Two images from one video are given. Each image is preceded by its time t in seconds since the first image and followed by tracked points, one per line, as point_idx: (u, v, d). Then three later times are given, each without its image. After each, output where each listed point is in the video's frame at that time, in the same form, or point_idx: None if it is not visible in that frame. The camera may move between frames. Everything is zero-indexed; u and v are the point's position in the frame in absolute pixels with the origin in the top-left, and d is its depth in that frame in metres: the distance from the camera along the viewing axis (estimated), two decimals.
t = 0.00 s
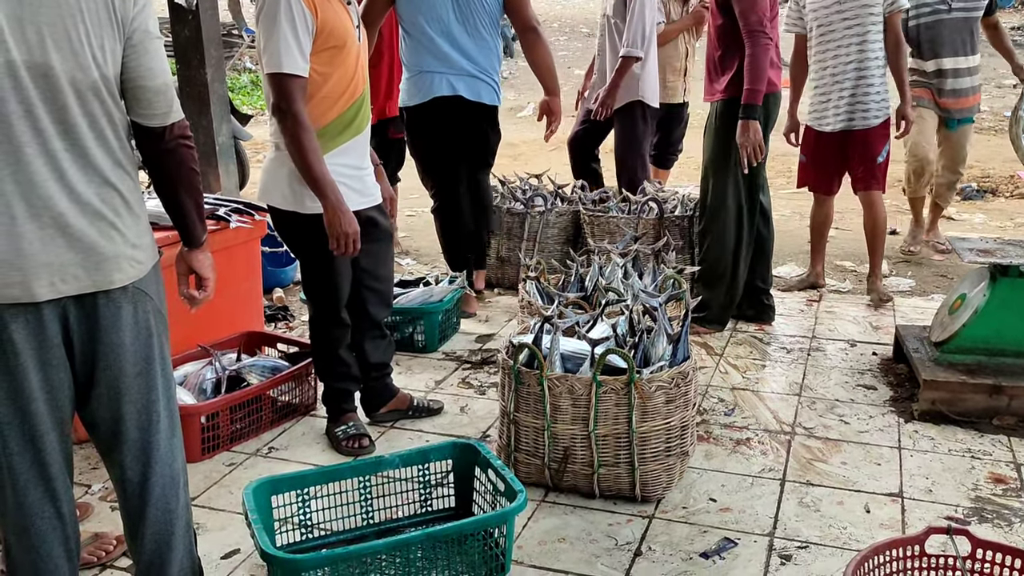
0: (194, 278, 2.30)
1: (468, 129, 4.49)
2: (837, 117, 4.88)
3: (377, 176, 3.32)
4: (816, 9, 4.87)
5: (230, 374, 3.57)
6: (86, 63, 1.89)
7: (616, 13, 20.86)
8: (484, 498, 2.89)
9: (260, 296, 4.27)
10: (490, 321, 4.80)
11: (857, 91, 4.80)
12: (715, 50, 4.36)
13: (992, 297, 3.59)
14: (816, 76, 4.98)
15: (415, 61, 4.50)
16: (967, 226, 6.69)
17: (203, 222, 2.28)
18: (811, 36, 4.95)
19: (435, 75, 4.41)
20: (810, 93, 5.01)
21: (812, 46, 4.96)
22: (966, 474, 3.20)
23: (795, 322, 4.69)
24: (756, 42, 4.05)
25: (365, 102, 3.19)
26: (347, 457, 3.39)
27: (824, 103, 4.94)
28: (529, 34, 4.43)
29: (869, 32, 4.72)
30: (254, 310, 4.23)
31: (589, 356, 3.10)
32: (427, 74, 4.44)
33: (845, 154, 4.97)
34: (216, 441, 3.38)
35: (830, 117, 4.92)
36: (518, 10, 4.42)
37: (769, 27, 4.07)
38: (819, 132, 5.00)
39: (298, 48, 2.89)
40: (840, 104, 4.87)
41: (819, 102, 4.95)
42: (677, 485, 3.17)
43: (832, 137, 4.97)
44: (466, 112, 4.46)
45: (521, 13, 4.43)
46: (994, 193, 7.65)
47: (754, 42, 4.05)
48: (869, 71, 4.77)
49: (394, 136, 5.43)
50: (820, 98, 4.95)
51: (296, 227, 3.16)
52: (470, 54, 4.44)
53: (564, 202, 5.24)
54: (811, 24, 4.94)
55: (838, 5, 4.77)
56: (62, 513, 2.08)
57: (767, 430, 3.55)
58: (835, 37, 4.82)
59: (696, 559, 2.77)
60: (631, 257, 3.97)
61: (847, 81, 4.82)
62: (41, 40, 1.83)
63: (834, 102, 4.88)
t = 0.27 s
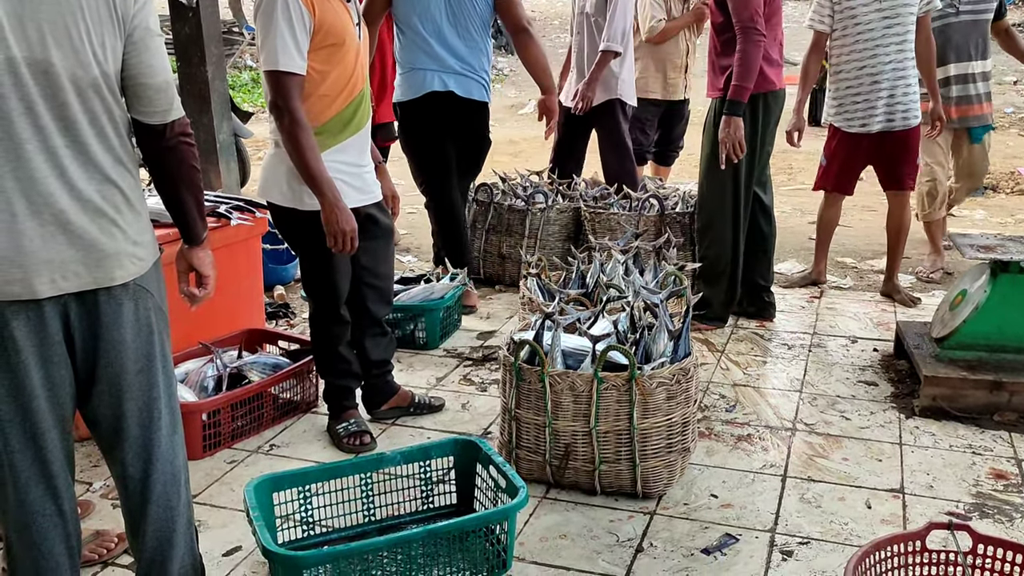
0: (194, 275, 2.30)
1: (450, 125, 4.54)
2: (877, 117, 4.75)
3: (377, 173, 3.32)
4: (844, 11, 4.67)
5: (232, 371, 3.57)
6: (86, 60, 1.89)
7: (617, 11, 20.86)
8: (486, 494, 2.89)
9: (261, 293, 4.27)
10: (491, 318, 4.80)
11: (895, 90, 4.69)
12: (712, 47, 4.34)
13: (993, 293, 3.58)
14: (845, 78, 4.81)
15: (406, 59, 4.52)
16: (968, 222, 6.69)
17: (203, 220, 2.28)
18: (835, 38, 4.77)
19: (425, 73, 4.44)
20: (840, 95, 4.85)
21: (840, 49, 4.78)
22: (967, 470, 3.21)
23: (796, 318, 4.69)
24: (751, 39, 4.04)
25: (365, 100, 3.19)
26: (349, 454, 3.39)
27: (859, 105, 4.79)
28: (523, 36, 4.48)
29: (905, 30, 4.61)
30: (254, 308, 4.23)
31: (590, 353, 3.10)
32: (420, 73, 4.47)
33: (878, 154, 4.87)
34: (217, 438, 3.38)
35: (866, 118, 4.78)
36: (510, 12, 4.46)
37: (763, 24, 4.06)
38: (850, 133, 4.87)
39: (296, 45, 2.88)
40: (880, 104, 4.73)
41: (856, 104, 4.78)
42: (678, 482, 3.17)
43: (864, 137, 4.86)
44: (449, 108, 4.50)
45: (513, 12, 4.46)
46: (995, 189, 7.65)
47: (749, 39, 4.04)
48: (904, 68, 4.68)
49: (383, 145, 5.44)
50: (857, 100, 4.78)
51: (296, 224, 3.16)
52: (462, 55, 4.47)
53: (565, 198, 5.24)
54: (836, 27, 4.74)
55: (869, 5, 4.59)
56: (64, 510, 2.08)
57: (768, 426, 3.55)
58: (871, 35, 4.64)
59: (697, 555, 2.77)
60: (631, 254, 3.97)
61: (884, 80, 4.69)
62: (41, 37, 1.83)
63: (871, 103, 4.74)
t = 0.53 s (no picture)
0: (193, 276, 2.30)
1: (442, 120, 4.77)
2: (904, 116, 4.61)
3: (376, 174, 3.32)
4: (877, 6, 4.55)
5: (231, 372, 3.57)
6: (86, 61, 1.89)
7: (616, 11, 20.87)
8: (486, 495, 2.89)
9: (260, 294, 4.27)
10: (490, 319, 4.80)
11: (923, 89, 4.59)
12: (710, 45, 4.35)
13: (991, 293, 3.59)
14: (874, 77, 4.67)
15: (405, 52, 4.73)
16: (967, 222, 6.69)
17: (203, 221, 2.28)
18: (867, 34, 4.64)
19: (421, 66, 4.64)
20: (868, 94, 4.71)
21: (870, 46, 4.65)
22: (966, 470, 3.21)
23: (795, 318, 4.69)
24: (742, 40, 4.05)
25: (364, 100, 3.18)
26: (349, 455, 3.39)
27: (887, 104, 4.64)
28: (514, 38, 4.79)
29: (935, 28, 4.53)
30: (254, 309, 4.23)
31: (590, 353, 3.10)
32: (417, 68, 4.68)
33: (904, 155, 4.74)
34: (217, 439, 3.38)
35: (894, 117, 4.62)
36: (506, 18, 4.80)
37: (756, 24, 4.07)
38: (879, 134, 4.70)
39: (295, 46, 2.89)
40: (908, 103, 4.61)
41: (884, 103, 4.62)
42: (678, 482, 3.18)
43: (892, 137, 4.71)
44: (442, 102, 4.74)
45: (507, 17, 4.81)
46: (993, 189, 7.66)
47: (741, 39, 4.05)
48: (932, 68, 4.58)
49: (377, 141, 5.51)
50: (885, 98, 4.63)
51: (295, 225, 3.16)
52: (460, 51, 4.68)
53: (565, 199, 5.24)
54: (868, 23, 4.62)
55: None
56: (64, 511, 2.08)
57: (768, 426, 3.55)
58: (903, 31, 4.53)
59: (698, 555, 2.78)
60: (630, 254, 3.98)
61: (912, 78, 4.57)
62: (41, 38, 1.83)
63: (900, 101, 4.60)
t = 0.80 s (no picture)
0: (192, 276, 2.29)
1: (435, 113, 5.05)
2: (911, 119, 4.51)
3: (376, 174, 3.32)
4: (887, 6, 4.46)
5: (230, 371, 3.57)
6: (85, 61, 1.89)
7: (614, 12, 20.87)
8: (485, 495, 2.89)
9: (259, 294, 4.27)
10: (489, 318, 4.80)
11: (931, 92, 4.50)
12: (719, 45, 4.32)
13: (990, 293, 3.60)
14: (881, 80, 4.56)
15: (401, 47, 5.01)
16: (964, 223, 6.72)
17: (201, 221, 2.28)
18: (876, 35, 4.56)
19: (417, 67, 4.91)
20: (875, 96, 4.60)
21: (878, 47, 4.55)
22: (964, 470, 3.21)
23: (793, 318, 4.70)
24: (761, 41, 4.03)
25: (365, 100, 3.18)
26: (347, 454, 3.39)
27: (895, 106, 4.52)
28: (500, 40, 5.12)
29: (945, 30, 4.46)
30: (252, 308, 4.23)
31: (589, 352, 3.10)
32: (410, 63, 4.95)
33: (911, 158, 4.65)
34: (216, 439, 3.38)
35: (901, 119, 4.52)
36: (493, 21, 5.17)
37: (772, 23, 4.06)
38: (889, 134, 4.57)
39: (296, 45, 2.88)
40: (915, 105, 4.51)
41: (892, 106, 4.51)
42: (677, 481, 3.18)
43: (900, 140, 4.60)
44: (438, 98, 5.01)
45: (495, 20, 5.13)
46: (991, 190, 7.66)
47: (760, 41, 4.03)
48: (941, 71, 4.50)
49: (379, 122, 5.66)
50: (892, 99, 4.51)
51: (295, 225, 3.16)
52: (454, 49, 4.90)
53: (563, 198, 5.23)
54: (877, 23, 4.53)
55: None
56: (62, 512, 2.08)
57: (767, 426, 3.56)
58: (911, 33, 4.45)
59: (696, 555, 2.78)
60: (629, 254, 3.98)
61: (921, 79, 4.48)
62: (40, 37, 1.83)
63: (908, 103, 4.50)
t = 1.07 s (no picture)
0: (185, 279, 2.28)
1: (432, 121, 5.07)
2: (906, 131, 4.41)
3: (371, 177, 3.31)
4: (880, 17, 4.34)
5: (223, 374, 3.55)
6: (78, 63, 1.88)
7: (607, 15, 20.91)
8: (479, 497, 2.89)
9: (252, 297, 4.26)
10: (483, 320, 4.80)
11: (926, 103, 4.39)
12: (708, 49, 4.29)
13: (983, 294, 3.62)
14: (876, 91, 4.45)
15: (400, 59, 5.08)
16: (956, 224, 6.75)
17: (194, 223, 2.27)
18: (869, 47, 4.44)
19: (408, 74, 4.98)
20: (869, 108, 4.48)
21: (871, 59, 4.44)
22: (958, 470, 3.22)
23: (787, 320, 4.71)
24: (760, 51, 4.06)
25: (359, 103, 3.18)
26: (342, 457, 3.38)
27: (889, 119, 4.42)
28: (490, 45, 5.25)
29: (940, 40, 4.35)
30: (246, 311, 4.21)
31: (583, 354, 3.11)
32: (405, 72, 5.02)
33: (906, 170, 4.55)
34: (209, 442, 3.37)
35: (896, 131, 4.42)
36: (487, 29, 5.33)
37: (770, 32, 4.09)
38: (882, 146, 4.45)
39: (290, 48, 2.88)
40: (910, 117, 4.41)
41: (886, 117, 4.41)
42: (672, 483, 3.18)
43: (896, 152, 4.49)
44: (432, 106, 5.05)
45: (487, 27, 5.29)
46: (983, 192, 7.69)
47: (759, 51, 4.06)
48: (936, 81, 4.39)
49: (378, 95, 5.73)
50: (886, 110, 4.41)
51: (289, 227, 3.15)
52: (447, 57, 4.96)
53: (557, 200, 5.23)
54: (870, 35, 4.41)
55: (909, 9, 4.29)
56: (54, 516, 2.07)
57: (761, 428, 3.56)
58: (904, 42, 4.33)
59: (692, 556, 2.78)
60: (623, 256, 3.97)
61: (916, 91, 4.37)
62: (33, 40, 1.82)
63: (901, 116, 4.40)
